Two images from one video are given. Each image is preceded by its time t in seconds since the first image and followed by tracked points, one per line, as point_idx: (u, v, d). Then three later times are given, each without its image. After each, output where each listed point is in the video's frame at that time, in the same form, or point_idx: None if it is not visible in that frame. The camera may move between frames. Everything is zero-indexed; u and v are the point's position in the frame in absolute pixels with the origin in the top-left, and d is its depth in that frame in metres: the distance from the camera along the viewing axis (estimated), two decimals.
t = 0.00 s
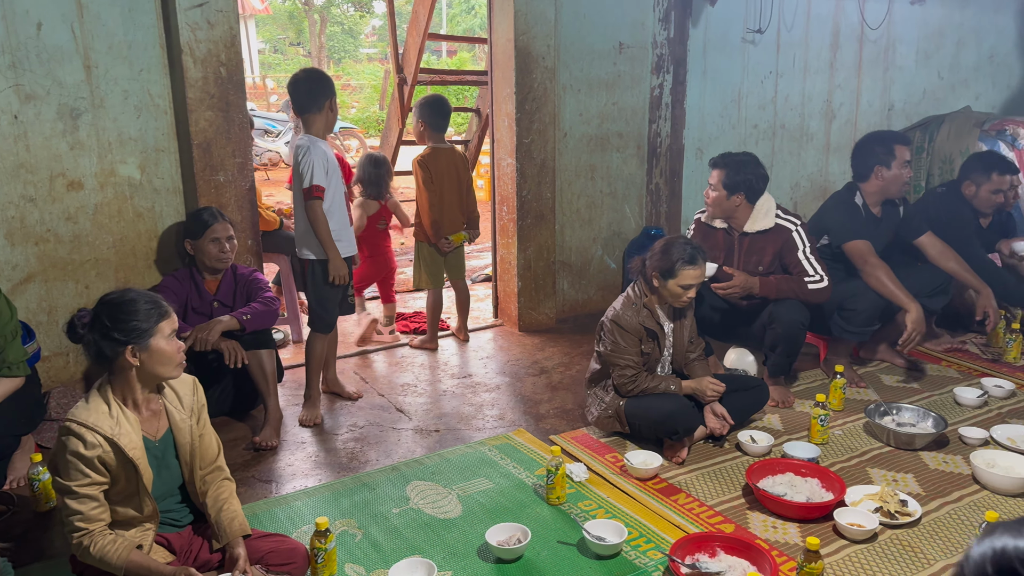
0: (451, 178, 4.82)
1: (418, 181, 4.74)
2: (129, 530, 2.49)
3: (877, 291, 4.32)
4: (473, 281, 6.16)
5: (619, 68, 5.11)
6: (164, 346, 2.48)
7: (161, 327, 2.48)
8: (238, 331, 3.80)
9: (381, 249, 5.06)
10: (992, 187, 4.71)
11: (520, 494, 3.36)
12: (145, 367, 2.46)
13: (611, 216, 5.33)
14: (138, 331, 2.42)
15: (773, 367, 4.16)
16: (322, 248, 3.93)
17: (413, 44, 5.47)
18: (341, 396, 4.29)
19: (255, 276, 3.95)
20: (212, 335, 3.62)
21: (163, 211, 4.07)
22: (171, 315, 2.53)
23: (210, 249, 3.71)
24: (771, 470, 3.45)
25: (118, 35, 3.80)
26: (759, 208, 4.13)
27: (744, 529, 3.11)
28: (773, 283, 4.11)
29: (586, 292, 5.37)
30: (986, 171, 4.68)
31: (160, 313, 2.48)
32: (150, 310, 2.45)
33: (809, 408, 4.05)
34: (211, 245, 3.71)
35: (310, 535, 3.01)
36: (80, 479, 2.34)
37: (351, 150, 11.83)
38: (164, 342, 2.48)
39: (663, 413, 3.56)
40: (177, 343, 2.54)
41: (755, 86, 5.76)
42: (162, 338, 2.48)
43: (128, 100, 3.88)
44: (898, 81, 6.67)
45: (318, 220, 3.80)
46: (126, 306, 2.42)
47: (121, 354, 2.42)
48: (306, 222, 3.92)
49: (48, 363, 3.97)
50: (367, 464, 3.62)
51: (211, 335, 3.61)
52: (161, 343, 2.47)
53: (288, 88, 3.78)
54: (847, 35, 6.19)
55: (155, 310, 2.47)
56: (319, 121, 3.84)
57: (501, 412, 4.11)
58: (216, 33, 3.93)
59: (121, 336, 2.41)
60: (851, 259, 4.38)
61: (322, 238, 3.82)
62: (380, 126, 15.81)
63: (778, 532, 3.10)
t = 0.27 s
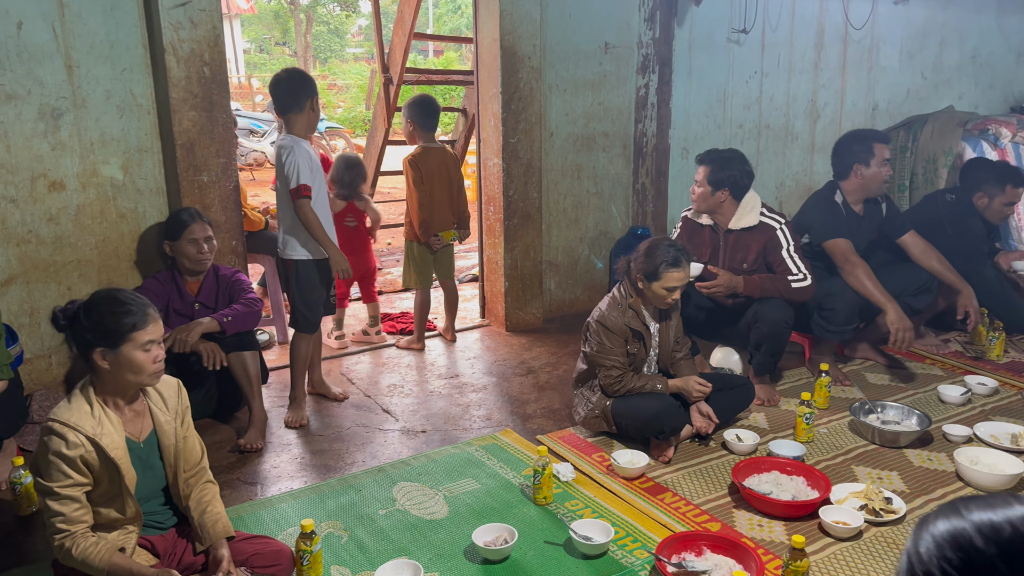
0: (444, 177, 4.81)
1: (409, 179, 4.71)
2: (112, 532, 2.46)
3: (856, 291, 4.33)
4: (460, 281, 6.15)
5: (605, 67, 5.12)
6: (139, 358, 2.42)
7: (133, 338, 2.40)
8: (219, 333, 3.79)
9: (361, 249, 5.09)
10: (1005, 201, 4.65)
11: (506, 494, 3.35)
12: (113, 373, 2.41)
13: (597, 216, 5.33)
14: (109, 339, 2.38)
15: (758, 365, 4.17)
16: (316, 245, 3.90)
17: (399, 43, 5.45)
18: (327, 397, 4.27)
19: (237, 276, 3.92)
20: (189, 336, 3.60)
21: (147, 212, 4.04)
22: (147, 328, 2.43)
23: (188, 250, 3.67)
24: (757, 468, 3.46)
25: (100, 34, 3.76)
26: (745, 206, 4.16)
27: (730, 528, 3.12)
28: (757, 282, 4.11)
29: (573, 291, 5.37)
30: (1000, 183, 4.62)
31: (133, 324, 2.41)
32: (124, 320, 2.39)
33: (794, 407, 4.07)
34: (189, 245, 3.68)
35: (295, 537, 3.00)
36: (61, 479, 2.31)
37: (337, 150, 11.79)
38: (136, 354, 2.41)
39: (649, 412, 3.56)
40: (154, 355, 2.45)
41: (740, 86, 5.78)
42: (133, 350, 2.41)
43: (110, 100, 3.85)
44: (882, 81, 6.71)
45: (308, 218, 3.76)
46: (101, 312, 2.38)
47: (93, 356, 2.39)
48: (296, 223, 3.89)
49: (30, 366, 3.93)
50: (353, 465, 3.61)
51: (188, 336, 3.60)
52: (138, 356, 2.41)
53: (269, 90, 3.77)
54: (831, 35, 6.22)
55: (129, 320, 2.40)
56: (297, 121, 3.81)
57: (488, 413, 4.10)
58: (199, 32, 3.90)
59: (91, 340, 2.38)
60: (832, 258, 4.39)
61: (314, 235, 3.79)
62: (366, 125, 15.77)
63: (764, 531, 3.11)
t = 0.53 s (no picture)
0: (433, 177, 4.81)
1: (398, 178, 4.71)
2: (95, 536, 2.42)
3: (839, 289, 4.35)
4: (447, 282, 6.14)
5: (591, 68, 5.12)
6: (111, 369, 2.35)
7: (105, 348, 2.34)
8: (199, 337, 3.77)
9: (338, 249, 5.20)
10: (1001, 210, 4.62)
11: (493, 495, 3.35)
12: (93, 378, 2.38)
13: (584, 217, 5.33)
14: (86, 344, 2.34)
15: (744, 365, 4.19)
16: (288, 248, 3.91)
17: (385, 43, 5.43)
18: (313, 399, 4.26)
19: (218, 278, 3.88)
20: (166, 340, 3.59)
21: (130, 213, 4.00)
22: (120, 341, 2.35)
23: (163, 251, 3.67)
24: (742, 467, 3.47)
25: (82, 34, 3.73)
26: (729, 207, 4.18)
27: (716, 527, 3.13)
28: (743, 281, 4.13)
29: (560, 291, 5.37)
30: (997, 193, 4.61)
31: (106, 334, 2.33)
32: (98, 329, 2.33)
33: (779, 405, 4.09)
34: (164, 246, 3.67)
35: (280, 540, 2.98)
36: (46, 477, 2.28)
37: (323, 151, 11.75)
38: (107, 365, 2.35)
39: (636, 413, 3.57)
40: (128, 368, 2.38)
41: (725, 87, 5.80)
42: (104, 360, 2.34)
43: (93, 101, 3.82)
44: (867, 81, 6.75)
45: (279, 221, 3.78)
46: (80, 316, 2.34)
47: (76, 357, 2.38)
48: (267, 224, 3.90)
49: (12, 369, 3.89)
50: (339, 467, 3.59)
51: (166, 338, 3.59)
52: (108, 366, 2.35)
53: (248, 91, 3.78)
54: (815, 35, 6.25)
55: (103, 330, 2.33)
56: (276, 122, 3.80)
57: (476, 414, 4.09)
58: (182, 32, 3.88)
59: (73, 341, 2.36)
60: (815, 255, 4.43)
61: (285, 238, 3.80)
62: (353, 126, 15.72)
63: (750, 530, 3.12)
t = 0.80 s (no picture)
0: (421, 179, 4.80)
1: (383, 182, 4.69)
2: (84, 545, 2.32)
3: (823, 286, 4.39)
4: (434, 283, 6.13)
5: (577, 69, 5.12)
6: (113, 378, 2.23)
7: (107, 357, 2.22)
8: (179, 340, 3.75)
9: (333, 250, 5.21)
10: (985, 212, 4.66)
11: (479, 497, 3.34)
12: (97, 387, 2.28)
13: (570, 217, 5.34)
14: (88, 352, 2.23)
15: (730, 365, 4.20)
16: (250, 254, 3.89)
17: (370, 44, 5.42)
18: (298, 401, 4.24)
19: (200, 280, 3.86)
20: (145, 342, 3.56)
21: (113, 214, 3.97)
22: (121, 348, 2.23)
23: (142, 253, 3.64)
24: (728, 467, 3.48)
25: (63, 34, 3.70)
26: (714, 209, 4.19)
27: (702, 527, 3.13)
28: (729, 282, 4.14)
29: (547, 292, 5.37)
30: (981, 194, 4.64)
31: (108, 342, 2.22)
32: (100, 337, 2.21)
33: (764, 405, 4.10)
34: (143, 247, 3.65)
35: (265, 544, 2.96)
36: (45, 477, 2.17)
37: (309, 151, 11.72)
38: (110, 373, 2.23)
39: (621, 413, 3.57)
40: (130, 377, 2.26)
41: (710, 88, 5.82)
42: (106, 368, 2.23)
43: (74, 101, 3.78)
44: (851, 82, 6.79)
45: (241, 227, 3.77)
46: (82, 324, 2.23)
47: (82, 366, 2.27)
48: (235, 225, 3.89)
49: None
50: (325, 470, 3.57)
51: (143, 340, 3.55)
52: (109, 374, 2.23)
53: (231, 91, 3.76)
54: (800, 36, 6.28)
55: (105, 337, 2.21)
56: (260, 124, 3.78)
57: (462, 415, 4.09)
58: (165, 33, 3.85)
59: (77, 349, 2.26)
60: (797, 253, 4.45)
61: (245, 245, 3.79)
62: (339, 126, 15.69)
63: (736, 529, 3.13)
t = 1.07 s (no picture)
0: (407, 177, 4.75)
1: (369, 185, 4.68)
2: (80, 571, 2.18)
3: (804, 287, 4.41)
4: (420, 285, 6.11)
5: (562, 70, 5.13)
6: (136, 404, 2.13)
7: (132, 383, 2.12)
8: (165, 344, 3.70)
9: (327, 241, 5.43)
10: (964, 212, 4.66)
11: (466, 499, 3.33)
12: (119, 413, 2.17)
13: (556, 219, 5.34)
14: (113, 376, 2.13)
15: (716, 365, 4.21)
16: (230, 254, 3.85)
17: (355, 45, 5.40)
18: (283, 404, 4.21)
19: (184, 282, 3.84)
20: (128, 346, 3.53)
21: (95, 216, 3.94)
22: (147, 373, 2.12)
23: (124, 255, 3.62)
24: (714, 468, 3.49)
25: (45, 35, 3.67)
26: (700, 209, 4.19)
27: (688, 528, 3.14)
28: (714, 282, 4.16)
29: (533, 293, 5.37)
30: (961, 195, 4.64)
31: (133, 367, 2.12)
32: (125, 361, 2.11)
33: (750, 405, 4.11)
34: (125, 250, 3.62)
35: (249, 548, 2.94)
36: (67, 493, 2.06)
37: (295, 153, 11.70)
38: (133, 400, 2.13)
39: (607, 414, 3.57)
40: (154, 404, 2.15)
41: (695, 89, 5.84)
42: (130, 395, 2.12)
43: (56, 103, 3.75)
44: (835, 83, 6.83)
45: (224, 224, 3.72)
46: (108, 348, 2.14)
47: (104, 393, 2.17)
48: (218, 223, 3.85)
49: None
50: (310, 473, 3.56)
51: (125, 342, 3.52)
52: (132, 400, 2.13)
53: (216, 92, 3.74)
54: (785, 38, 6.31)
55: (130, 362, 2.11)
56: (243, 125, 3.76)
57: (448, 417, 4.08)
58: (147, 34, 3.83)
59: (100, 375, 2.15)
60: (778, 253, 4.48)
61: (228, 243, 3.73)
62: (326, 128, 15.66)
63: (721, 530, 3.14)
